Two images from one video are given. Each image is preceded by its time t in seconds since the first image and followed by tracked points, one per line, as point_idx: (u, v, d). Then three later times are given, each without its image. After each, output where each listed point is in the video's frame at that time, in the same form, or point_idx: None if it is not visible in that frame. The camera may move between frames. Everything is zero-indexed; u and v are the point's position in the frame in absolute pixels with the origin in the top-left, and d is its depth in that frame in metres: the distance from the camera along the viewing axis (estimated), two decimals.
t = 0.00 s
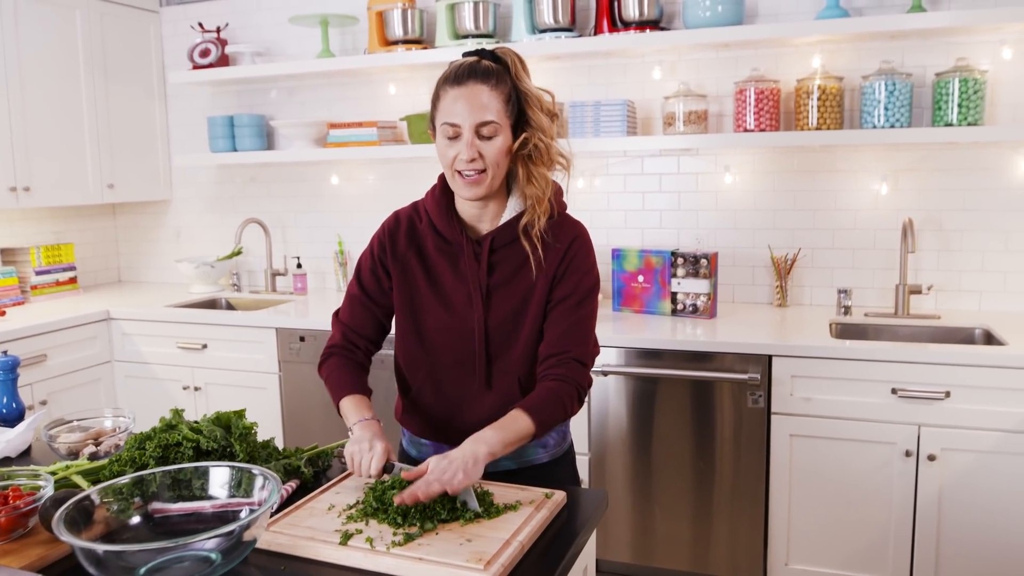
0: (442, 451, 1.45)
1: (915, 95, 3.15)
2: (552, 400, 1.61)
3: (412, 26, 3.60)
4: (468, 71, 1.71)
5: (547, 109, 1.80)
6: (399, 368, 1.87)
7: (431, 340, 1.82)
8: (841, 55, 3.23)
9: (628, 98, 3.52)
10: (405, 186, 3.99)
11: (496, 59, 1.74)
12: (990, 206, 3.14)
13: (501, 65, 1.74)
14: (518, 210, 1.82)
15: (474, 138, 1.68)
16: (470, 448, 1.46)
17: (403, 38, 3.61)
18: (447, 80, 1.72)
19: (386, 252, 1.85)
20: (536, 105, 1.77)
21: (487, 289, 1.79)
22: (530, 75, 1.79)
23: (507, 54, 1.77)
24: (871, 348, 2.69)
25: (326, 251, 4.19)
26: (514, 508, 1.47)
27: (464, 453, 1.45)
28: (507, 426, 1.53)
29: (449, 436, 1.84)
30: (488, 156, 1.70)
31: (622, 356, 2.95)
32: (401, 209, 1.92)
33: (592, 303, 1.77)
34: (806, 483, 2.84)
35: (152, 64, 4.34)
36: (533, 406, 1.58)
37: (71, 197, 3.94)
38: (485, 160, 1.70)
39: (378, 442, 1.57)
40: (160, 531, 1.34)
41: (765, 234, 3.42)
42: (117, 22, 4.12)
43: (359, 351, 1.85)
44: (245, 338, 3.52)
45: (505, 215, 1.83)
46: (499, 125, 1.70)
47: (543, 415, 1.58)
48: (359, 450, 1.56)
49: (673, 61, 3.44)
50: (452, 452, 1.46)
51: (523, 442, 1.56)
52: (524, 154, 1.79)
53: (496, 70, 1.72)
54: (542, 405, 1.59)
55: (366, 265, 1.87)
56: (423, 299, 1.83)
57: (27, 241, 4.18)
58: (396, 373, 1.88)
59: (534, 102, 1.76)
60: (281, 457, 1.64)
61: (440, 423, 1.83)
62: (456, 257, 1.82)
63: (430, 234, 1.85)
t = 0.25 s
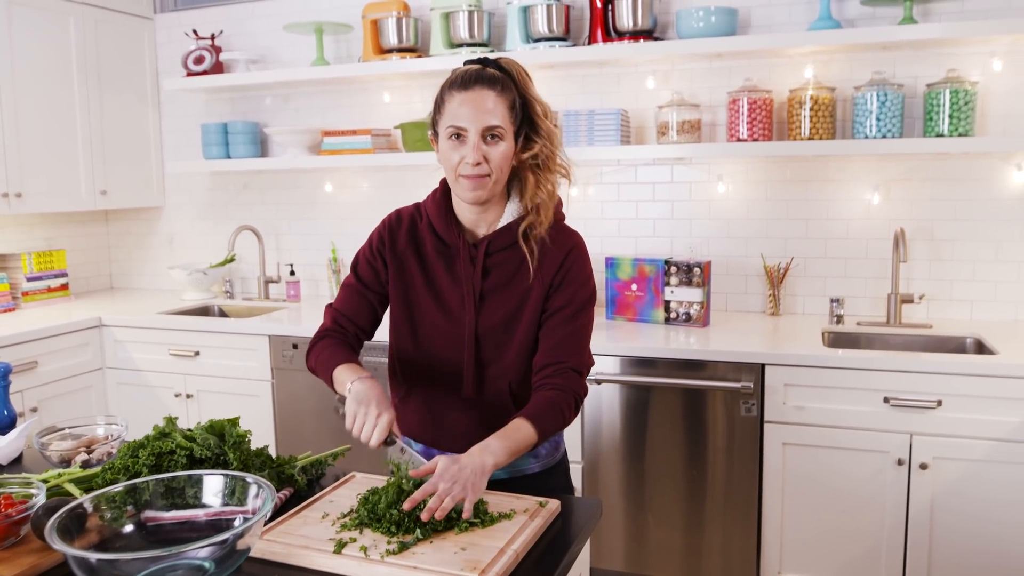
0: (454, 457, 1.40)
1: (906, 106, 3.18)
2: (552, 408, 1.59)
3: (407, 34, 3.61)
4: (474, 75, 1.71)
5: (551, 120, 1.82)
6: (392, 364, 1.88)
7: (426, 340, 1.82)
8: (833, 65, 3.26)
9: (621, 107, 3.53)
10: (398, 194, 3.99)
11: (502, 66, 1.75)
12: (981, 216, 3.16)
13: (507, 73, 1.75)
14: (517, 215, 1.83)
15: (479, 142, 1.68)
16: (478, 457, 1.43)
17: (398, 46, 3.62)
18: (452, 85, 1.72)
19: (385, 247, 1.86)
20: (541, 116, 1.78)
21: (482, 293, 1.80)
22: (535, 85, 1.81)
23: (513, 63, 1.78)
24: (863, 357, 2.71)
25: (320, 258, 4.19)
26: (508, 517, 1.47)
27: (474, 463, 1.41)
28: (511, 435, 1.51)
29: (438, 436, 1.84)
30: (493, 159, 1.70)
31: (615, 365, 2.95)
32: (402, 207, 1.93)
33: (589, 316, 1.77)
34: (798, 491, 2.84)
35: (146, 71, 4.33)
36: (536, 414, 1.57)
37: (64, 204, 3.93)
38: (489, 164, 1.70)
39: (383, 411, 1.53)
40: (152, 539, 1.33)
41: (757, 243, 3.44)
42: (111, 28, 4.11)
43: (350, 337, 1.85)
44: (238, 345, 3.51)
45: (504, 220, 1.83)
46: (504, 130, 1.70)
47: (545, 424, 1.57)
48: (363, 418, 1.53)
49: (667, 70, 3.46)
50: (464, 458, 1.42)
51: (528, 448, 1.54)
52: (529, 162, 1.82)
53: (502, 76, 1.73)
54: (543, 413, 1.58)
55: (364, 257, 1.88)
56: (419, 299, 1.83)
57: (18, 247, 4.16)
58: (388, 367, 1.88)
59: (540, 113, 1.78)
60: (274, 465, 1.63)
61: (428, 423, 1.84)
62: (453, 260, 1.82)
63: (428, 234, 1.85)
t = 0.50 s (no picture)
0: (428, 473, 1.45)
1: (901, 109, 3.19)
2: (536, 417, 1.61)
3: (403, 37, 3.61)
4: (480, 83, 1.72)
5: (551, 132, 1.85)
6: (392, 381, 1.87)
7: (426, 356, 1.82)
8: (828, 68, 3.27)
9: (617, 110, 3.54)
10: (394, 197, 3.99)
11: (506, 77, 1.77)
12: (975, 218, 3.17)
13: (512, 84, 1.77)
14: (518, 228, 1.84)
15: (485, 149, 1.69)
16: (455, 469, 1.47)
17: (394, 49, 3.62)
18: (457, 92, 1.72)
19: (382, 263, 1.86)
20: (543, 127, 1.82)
21: (485, 307, 1.80)
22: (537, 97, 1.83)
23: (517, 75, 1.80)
24: (859, 359, 2.71)
25: (316, 262, 4.18)
26: (508, 519, 1.47)
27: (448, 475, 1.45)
28: (493, 444, 1.54)
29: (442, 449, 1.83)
30: (499, 167, 1.70)
31: (611, 368, 2.96)
32: (397, 221, 1.92)
33: (583, 322, 1.78)
34: (795, 493, 2.85)
35: (141, 74, 4.33)
36: (517, 423, 1.59)
37: (59, 207, 3.92)
38: (495, 171, 1.70)
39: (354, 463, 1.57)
40: (151, 544, 1.32)
41: (753, 245, 3.44)
42: (106, 32, 4.11)
43: (345, 358, 1.85)
44: (234, 349, 3.51)
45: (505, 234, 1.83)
46: (510, 137, 1.71)
47: (527, 433, 1.59)
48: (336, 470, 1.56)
49: (662, 74, 3.47)
50: (438, 473, 1.46)
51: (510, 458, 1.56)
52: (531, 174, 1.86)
53: (507, 86, 1.75)
54: (526, 421, 1.60)
55: (359, 274, 1.87)
56: (419, 314, 1.83)
57: (13, 251, 4.15)
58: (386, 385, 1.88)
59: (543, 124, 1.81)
60: (273, 469, 1.63)
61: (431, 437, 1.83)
62: (453, 274, 1.83)
63: (427, 249, 1.85)
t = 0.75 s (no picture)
0: (459, 465, 1.42)
1: (907, 110, 3.18)
2: (553, 415, 1.61)
3: (409, 40, 3.62)
4: (484, 83, 1.73)
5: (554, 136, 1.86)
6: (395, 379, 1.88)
7: (431, 356, 1.82)
8: (834, 70, 3.26)
9: (623, 112, 3.54)
10: (400, 199, 4.00)
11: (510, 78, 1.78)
12: (982, 220, 3.17)
13: (517, 85, 1.77)
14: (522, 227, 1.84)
15: (488, 149, 1.69)
16: (481, 465, 1.44)
17: (399, 52, 3.63)
18: (462, 91, 1.73)
19: (386, 261, 1.86)
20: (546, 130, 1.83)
21: (489, 306, 1.80)
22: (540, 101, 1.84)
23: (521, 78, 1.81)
24: (866, 361, 2.71)
25: (322, 264, 4.19)
26: (515, 522, 1.47)
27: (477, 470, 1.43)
28: (512, 444, 1.52)
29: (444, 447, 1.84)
30: (501, 167, 1.70)
31: (618, 370, 2.96)
32: (402, 219, 1.93)
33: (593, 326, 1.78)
34: (802, 495, 2.84)
35: (148, 78, 4.34)
36: (539, 425, 1.58)
37: (66, 211, 3.94)
38: (497, 171, 1.70)
39: (378, 428, 1.53)
40: (160, 546, 1.33)
41: (760, 247, 3.44)
42: (114, 35, 4.13)
43: (348, 352, 1.84)
44: (241, 351, 3.52)
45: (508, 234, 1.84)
46: (513, 137, 1.71)
47: (548, 434, 1.58)
48: (358, 435, 1.52)
49: (668, 76, 3.47)
50: (467, 466, 1.43)
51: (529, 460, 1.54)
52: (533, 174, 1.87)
53: (511, 87, 1.75)
54: (547, 423, 1.59)
55: (364, 272, 1.87)
56: (423, 313, 1.83)
57: (21, 254, 4.16)
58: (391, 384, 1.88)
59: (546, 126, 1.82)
60: (281, 471, 1.63)
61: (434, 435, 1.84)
62: (458, 274, 1.83)
63: (431, 249, 1.86)
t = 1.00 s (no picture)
0: (449, 472, 1.42)
1: (912, 108, 3.18)
2: (551, 415, 1.61)
3: (412, 41, 3.63)
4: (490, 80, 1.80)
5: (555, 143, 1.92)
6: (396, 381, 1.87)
7: (430, 355, 1.82)
8: (838, 68, 3.26)
9: (626, 112, 3.54)
10: (404, 200, 4.01)
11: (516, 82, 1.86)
12: (988, 218, 3.16)
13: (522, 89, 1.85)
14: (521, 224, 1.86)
15: (488, 131, 1.72)
16: (475, 469, 1.45)
17: (403, 53, 3.63)
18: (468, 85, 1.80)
19: (385, 264, 1.85)
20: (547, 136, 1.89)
21: (490, 304, 1.80)
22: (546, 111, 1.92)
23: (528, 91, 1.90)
24: (871, 360, 2.71)
25: (326, 265, 4.20)
26: (521, 521, 1.47)
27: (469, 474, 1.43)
28: (508, 444, 1.53)
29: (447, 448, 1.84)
30: (498, 151, 1.73)
31: (622, 369, 2.95)
32: (399, 222, 1.92)
33: (593, 322, 1.79)
34: (807, 495, 2.84)
35: (153, 80, 4.35)
36: (535, 423, 1.58)
37: (72, 213, 3.95)
38: (494, 155, 1.72)
39: (363, 458, 1.52)
40: (166, 546, 1.33)
41: (764, 246, 3.44)
42: (118, 38, 4.14)
43: (350, 361, 1.82)
44: (246, 352, 3.52)
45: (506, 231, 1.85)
46: (513, 126, 1.75)
47: (544, 432, 1.58)
48: (345, 469, 1.50)
49: (671, 75, 3.46)
50: (459, 471, 1.43)
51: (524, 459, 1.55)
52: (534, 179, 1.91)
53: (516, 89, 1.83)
54: (543, 420, 1.60)
55: (363, 276, 1.87)
56: (424, 314, 1.83)
57: (27, 256, 4.18)
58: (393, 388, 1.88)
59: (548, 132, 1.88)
60: (287, 471, 1.64)
61: (438, 436, 1.84)
62: (457, 273, 1.83)
63: (430, 249, 1.85)
